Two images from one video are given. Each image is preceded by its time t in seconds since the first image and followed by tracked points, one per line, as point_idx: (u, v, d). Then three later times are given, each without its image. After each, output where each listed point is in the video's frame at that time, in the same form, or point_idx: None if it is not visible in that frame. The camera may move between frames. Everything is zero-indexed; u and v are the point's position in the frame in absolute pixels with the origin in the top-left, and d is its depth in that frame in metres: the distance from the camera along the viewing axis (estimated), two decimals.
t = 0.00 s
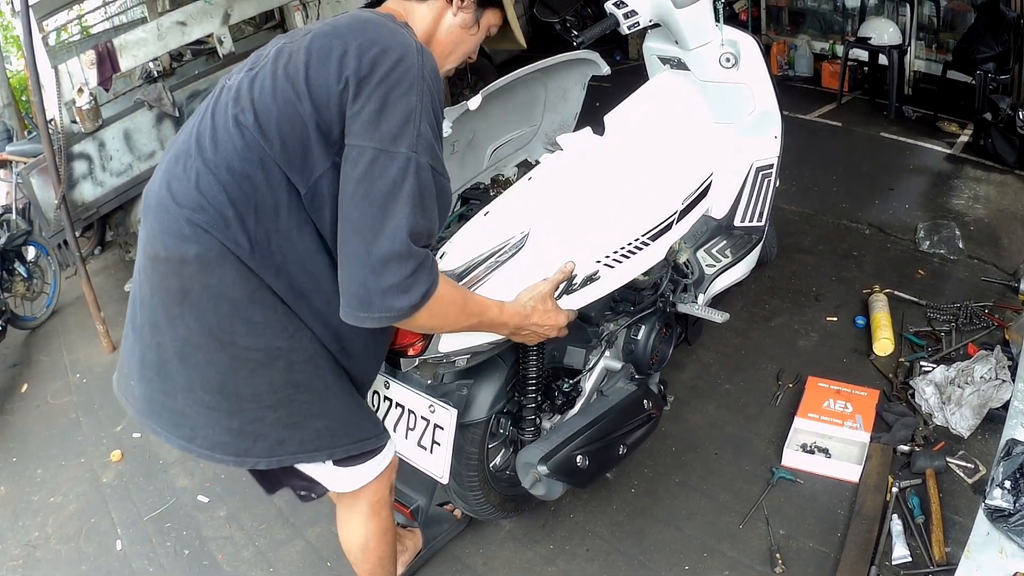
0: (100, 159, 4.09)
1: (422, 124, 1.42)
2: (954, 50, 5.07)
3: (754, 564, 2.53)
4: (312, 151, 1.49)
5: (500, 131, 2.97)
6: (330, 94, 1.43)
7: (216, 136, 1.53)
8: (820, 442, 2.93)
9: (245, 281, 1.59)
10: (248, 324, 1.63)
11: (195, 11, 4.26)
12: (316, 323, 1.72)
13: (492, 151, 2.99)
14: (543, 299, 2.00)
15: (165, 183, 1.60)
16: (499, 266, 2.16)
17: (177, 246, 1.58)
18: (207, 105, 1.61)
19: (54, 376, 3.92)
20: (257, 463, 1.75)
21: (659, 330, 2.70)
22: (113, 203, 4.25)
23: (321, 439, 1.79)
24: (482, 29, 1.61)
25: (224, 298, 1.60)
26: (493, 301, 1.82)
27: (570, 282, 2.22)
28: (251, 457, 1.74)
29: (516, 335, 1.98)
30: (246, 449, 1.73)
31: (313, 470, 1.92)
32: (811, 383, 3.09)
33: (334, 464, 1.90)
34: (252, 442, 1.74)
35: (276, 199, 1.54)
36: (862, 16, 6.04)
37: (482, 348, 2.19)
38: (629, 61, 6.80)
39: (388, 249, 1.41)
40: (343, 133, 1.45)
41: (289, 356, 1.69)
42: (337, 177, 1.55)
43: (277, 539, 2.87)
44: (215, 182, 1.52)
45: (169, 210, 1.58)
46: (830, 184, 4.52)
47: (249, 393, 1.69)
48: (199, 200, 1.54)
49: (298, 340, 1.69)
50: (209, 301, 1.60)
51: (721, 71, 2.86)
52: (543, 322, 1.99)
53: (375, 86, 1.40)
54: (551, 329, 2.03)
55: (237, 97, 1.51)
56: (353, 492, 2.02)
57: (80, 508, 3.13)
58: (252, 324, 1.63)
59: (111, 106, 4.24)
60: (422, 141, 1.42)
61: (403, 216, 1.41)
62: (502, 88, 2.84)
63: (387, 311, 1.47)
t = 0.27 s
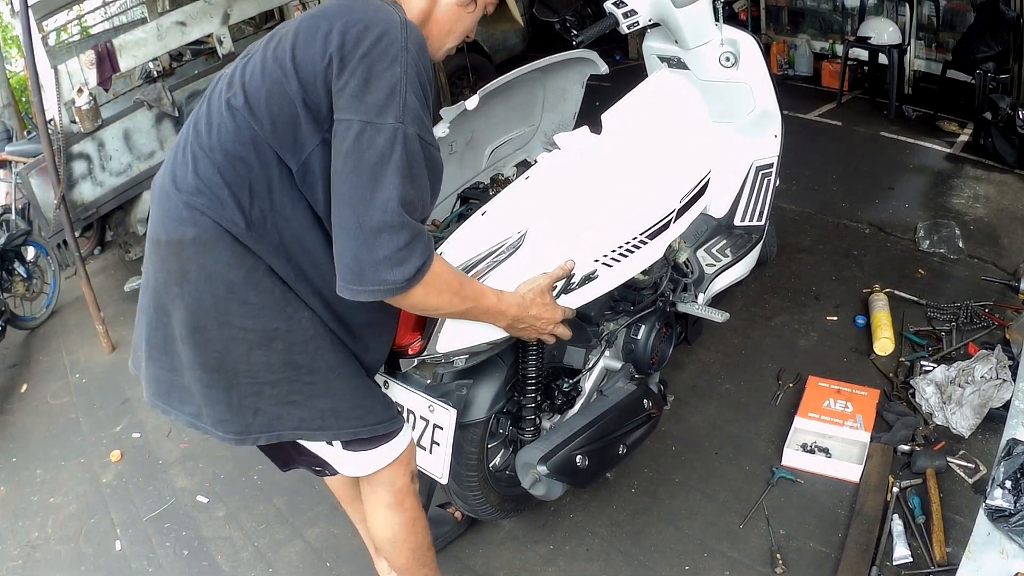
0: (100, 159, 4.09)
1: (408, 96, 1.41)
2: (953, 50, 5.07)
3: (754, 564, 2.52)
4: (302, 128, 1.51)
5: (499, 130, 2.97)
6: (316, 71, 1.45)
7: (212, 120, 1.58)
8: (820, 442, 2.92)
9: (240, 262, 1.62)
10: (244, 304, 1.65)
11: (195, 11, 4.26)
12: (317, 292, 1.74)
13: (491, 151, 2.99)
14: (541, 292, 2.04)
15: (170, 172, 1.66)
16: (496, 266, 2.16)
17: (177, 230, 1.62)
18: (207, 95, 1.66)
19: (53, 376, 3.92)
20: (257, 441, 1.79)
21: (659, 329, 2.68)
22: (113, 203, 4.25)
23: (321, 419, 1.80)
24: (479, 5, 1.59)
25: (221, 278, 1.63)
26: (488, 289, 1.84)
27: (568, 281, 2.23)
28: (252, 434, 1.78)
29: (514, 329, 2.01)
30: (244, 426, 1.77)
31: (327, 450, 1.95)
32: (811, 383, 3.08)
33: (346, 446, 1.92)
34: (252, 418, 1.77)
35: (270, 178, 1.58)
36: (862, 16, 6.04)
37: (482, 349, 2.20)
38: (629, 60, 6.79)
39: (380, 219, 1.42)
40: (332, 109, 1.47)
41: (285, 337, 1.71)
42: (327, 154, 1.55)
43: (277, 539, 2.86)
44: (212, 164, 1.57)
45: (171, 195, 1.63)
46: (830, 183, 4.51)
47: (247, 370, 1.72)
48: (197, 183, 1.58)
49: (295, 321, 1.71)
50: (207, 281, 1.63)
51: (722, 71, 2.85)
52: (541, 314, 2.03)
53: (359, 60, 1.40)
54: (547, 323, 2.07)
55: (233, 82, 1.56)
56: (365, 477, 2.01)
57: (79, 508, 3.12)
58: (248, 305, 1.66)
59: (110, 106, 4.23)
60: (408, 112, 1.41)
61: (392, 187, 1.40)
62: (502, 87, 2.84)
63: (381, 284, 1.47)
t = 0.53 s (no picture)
0: (98, 158, 4.09)
1: (421, 77, 1.42)
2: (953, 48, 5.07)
3: (753, 564, 2.52)
4: (321, 113, 1.54)
5: (497, 131, 2.97)
6: (329, 55, 1.48)
7: (230, 110, 1.61)
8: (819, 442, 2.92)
9: (272, 257, 1.63)
10: (276, 301, 1.67)
11: (193, 11, 4.26)
12: (349, 287, 1.75)
13: (489, 152, 2.99)
14: (543, 288, 2.06)
15: (190, 168, 1.68)
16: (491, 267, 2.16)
17: (203, 227, 1.64)
18: (222, 87, 1.70)
19: (52, 376, 3.93)
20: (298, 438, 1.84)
21: (658, 329, 2.68)
22: (112, 203, 4.25)
23: (366, 414, 1.82)
24: None
25: (251, 275, 1.64)
26: (494, 283, 1.85)
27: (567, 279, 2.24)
28: (289, 432, 1.83)
29: (513, 324, 2.01)
30: (283, 425, 1.82)
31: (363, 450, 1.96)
32: (811, 382, 3.08)
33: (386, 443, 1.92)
34: (289, 417, 1.82)
35: (291, 168, 1.59)
36: (861, 14, 6.04)
37: (479, 348, 2.20)
38: (627, 59, 6.78)
39: (388, 204, 1.43)
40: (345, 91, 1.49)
41: (322, 334, 1.72)
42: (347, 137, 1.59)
43: (276, 538, 2.86)
44: (234, 156, 1.59)
45: (193, 191, 1.66)
46: (829, 182, 4.51)
47: (283, 369, 1.75)
48: (221, 177, 1.60)
49: (329, 317, 1.71)
50: (238, 278, 1.65)
51: (720, 69, 2.84)
52: (541, 310, 2.04)
53: (369, 42, 1.42)
54: (548, 320, 2.08)
55: (248, 72, 1.59)
56: (408, 471, 2.01)
57: (78, 508, 3.12)
58: (280, 301, 1.67)
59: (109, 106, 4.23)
60: (420, 93, 1.42)
61: (403, 169, 1.42)
62: (500, 86, 2.84)
63: (387, 271, 1.48)
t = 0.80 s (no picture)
0: (97, 158, 4.09)
1: (439, 57, 1.44)
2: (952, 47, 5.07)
3: (753, 563, 2.51)
4: (337, 100, 1.55)
5: (494, 130, 2.97)
6: (342, 42, 1.49)
7: (242, 104, 1.61)
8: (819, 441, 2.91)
9: (292, 254, 1.65)
10: (301, 299, 1.70)
11: (192, 11, 4.28)
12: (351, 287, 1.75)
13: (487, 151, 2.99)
14: (548, 284, 2.07)
15: (204, 165, 1.69)
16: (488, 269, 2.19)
17: (222, 224, 1.65)
18: (231, 82, 1.70)
19: (51, 376, 3.93)
20: (326, 439, 1.90)
21: (657, 328, 2.68)
22: (111, 203, 4.24)
23: (396, 410, 1.87)
24: None
25: (275, 272, 1.66)
26: (506, 279, 1.86)
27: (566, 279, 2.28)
28: (319, 433, 1.89)
29: (518, 321, 2.01)
30: (312, 425, 1.88)
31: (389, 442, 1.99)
32: (810, 381, 3.08)
33: (413, 437, 1.95)
34: (318, 418, 1.87)
35: (310, 158, 1.60)
36: (860, 13, 6.04)
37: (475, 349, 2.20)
38: (626, 58, 6.77)
39: (412, 186, 1.43)
40: (361, 76, 1.49)
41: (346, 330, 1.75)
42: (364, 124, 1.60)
43: (275, 538, 2.86)
44: (250, 151, 1.59)
45: (210, 189, 1.67)
46: (828, 181, 4.51)
47: (308, 367, 1.79)
48: (238, 171, 1.61)
49: (351, 313, 1.74)
50: (263, 274, 1.67)
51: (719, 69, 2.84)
52: (546, 306, 2.05)
53: (384, 24, 1.43)
54: (551, 317, 2.09)
55: (259, 64, 1.60)
56: (438, 466, 2.02)
57: (77, 508, 3.12)
58: (303, 298, 1.70)
59: (108, 105, 4.22)
60: (439, 74, 1.43)
61: (426, 151, 1.43)
62: (495, 86, 2.83)
63: (413, 259, 1.48)
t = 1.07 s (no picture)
0: (96, 157, 4.08)
1: (436, 50, 1.42)
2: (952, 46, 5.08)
3: (753, 561, 2.51)
4: (335, 99, 1.54)
5: (496, 130, 2.98)
6: (337, 41, 1.48)
7: (245, 109, 1.63)
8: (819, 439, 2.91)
9: (300, 254, 1.69)
10: (317, 297, 1.74)
11: (191, 10, 4.27)
12: (352, 284, 1.75)
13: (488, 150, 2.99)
14: (549, 287, 2.06)
15: (215, 172, 1.73)
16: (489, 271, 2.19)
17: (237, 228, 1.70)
18: (234, 86, 1.72)
19: (51, 376, 3.92)
20: (356, 418, 1.90)
21: (657, 326, 2.68)
22: (110, 202, 4.24)
23: (423, 392, 1.89)
24: None
25: (287, 272, 1.71)
26: (508, 279, 1.85)
27: (566, 281, 2.25)
28: (348, 414, 1.90)
29: (522, 322, 1.99)
30: (342, 406, 1.89)
31: (418, 422, 1.99)
32: (810, 379, 3.07)
33: (443, 417, 1.96)
34: (346, 401, 1.88)
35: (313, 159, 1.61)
36: (859, 12, 6.05)
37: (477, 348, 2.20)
38: (625, 57, 6.77)
39: (417, 183, 1.43)
40: (358, 74, 1.49)
41: (364, 322, 1.78)
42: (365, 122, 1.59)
43: (275, 537, 2.85)
44: (256, 156, 1.62)
45: (222, 195, 1.71)
46: (827, 179, 4.51)
47: (331, 357, 1.82)
48: (245, 176, 1.64)
49: (368, 305, 1.78)
50: (277, 273, 1.71)
51: (720, 68, 2.84)
52: (547, 309, 2.03)
53: (378, 20, 1.42)
54: (550, 323, 2.08)
55: (259, 67, 1.61)
56: (464, 447, 2.03)
57: (77, 507, 3.12)
58: (317, 295, 1.74)
59: (107, 104, 4.22)
60: (437, 67, 1.42)
61: (427, 146, 1.42)
62: (497, 86, 2.83)
63: (420, 256, 1.47)
